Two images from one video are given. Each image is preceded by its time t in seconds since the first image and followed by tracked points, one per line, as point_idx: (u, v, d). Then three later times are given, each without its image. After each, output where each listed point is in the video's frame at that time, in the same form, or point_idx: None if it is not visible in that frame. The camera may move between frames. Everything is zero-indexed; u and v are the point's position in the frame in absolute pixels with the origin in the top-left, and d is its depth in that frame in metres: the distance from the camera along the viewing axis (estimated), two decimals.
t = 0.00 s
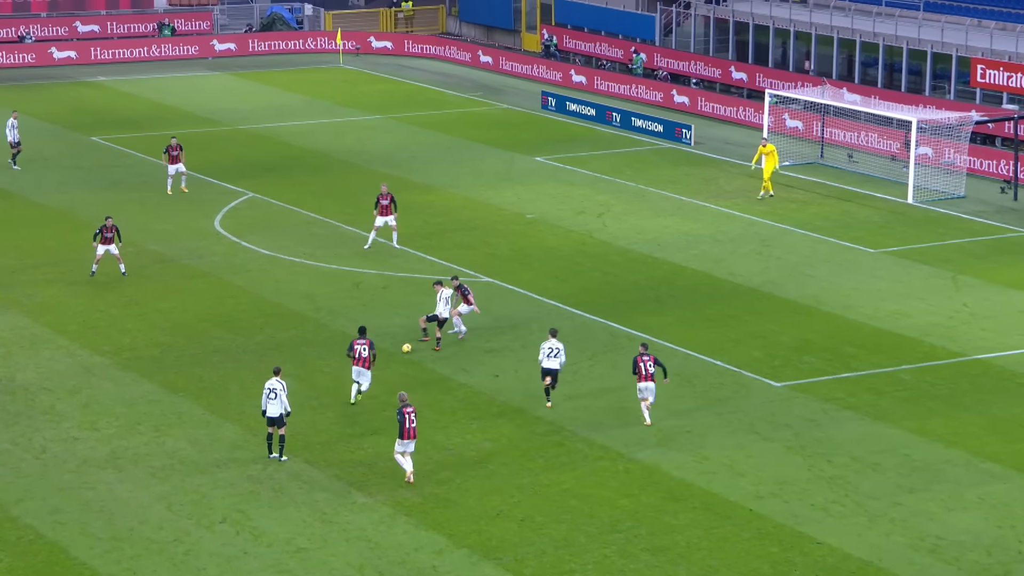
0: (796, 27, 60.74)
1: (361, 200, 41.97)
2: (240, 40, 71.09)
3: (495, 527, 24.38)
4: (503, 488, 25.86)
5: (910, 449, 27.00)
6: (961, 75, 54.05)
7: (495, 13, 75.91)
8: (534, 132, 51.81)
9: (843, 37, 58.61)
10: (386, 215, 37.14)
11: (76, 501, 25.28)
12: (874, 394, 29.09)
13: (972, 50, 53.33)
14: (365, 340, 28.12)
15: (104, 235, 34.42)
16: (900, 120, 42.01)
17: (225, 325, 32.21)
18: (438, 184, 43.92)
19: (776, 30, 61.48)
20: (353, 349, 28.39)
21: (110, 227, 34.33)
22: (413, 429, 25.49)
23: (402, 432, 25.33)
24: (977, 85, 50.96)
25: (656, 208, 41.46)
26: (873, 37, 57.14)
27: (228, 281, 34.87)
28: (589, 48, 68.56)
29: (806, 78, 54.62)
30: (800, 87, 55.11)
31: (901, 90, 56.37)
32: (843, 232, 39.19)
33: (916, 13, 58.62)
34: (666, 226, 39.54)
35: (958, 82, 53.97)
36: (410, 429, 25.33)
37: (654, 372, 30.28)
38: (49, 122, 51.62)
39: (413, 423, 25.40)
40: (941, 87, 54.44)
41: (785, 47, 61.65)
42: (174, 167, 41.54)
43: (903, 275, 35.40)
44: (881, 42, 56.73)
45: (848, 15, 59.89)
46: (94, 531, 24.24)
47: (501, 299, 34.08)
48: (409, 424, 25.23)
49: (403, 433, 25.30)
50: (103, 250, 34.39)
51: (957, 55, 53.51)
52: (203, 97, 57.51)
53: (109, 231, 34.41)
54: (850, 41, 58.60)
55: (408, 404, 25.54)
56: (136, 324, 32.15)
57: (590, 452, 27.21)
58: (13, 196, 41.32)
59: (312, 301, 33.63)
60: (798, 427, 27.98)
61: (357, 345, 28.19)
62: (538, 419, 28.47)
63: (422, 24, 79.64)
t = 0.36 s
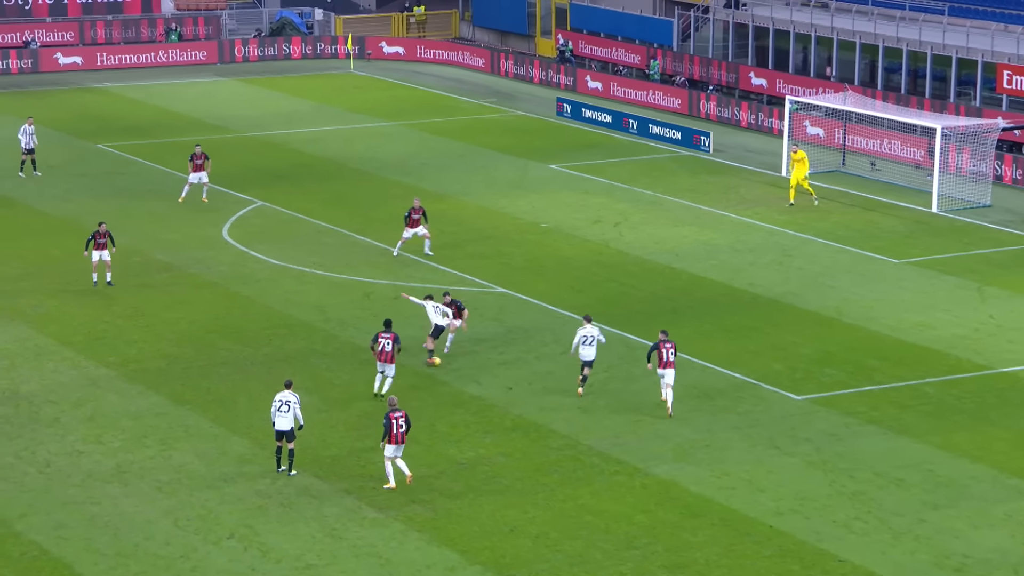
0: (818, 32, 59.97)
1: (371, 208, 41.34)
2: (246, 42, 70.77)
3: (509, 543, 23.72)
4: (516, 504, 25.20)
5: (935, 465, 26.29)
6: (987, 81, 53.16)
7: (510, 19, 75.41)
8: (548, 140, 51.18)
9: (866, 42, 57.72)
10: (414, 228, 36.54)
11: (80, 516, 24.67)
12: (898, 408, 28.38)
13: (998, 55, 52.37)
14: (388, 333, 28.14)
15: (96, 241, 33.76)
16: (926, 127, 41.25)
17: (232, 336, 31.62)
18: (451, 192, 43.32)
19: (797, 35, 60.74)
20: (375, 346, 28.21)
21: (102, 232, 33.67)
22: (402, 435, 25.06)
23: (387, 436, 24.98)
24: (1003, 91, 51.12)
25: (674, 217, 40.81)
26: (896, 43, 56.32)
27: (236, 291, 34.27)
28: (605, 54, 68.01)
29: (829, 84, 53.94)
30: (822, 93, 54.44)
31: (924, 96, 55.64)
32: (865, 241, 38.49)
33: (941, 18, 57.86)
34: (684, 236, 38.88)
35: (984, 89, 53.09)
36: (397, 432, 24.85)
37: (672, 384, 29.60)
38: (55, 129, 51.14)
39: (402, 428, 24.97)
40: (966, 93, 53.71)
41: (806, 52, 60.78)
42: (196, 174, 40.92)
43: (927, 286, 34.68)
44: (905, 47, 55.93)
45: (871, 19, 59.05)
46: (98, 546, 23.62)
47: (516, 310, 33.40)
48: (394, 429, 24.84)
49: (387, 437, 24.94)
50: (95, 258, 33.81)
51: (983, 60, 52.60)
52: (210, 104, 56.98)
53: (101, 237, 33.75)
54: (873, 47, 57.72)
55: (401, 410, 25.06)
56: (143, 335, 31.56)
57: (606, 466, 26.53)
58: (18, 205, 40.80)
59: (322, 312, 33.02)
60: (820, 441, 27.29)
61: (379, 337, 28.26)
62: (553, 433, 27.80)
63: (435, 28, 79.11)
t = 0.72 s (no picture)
0: (828, 36, 59.03)
1: (369, 217, 40.67)
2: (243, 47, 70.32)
3: (509, 560, 23.03)
4: (517, 519, 24.52)
5: (946, 480, 25.58)
6: (1000, 86, 52.40)
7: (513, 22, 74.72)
8: (550, 146, 50.51)
9: (877, 46, 56.90)
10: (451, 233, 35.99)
11: (69, 532, 23.98)
12: (908, 421, 27.69)
13: (1012, 59, 51.65)
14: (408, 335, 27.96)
15: (79, 249, 33.20)
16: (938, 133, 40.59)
17: (227, 347, 30.96)
18: (451, 200, 42.66)
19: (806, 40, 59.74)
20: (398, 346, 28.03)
21: (83, 240, 33.09)
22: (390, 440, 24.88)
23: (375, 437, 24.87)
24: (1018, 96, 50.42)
25: (679, 225, 40.13)
26: (908, 47, 55.50)
27: (230, 301, 33.62)
28: (608, 59, 67.26)
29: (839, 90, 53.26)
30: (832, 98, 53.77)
31: (936, 102, 54.86)
32: (874, 250, 37.79)
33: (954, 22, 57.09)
34: (689, 245, 38.19)
35: (997, 94, 52.37)
36: (386, 437, 24.76)
37: (677, 397, 28.92)
38: (48, 135, 50.50)
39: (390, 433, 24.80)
40: (979, 98, 52.95)
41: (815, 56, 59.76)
42: (208, 181, 40.35)
43: (938, 297, 33.98)
44: (917, 52, 55.10)
45: (881, 23, 58.20)
46: (87, 564, 22.93)
47: (517, 321, 32.73)
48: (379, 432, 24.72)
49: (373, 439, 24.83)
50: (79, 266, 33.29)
51: (996, 65, 51.88)
52: (207, 109, 56.33)
53: (83, 246, 33.22)
54: (884, 52, 56.93)
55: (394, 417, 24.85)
56: (135, 346, 30.92)
57: (610, 481, 25.84)
58: (9, 214, 40.15)
59: (319, 323, 32.35)
60: (829, 456, 26.59)
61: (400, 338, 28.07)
62: (555, 447, 27.12)
63: (436, 32, 78.31)
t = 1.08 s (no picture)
0: (806, 49, 58.40)
1: (340, 233, 40.07)
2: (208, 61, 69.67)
3: None
4: (490, 543, 23.92)
5: (928, 501, 25.07)
6: (982, 100, 52.06)
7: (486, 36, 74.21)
8: (524, 161, 49.99)
9: (857, 59, 56.46)
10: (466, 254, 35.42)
11: (29, 558, 23.24)
12: (889, 441, 27.20)
13: (993, 73, 51.34)
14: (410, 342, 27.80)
15: (41, 264, 32.68)
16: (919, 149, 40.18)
17: (193, 367, 30.31)
18: (422, 216, 42.09)
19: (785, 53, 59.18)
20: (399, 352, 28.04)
21: (47, 254, 32.64)
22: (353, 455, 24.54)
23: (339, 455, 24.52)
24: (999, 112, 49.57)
25: (655, 241, 39.64)
26: (888, 61, 55.08)
27: (197, 320, 32.97)
28: (583, 71, 66.53)
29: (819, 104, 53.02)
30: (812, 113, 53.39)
31: (917, 116, 54.47)
32: (854, 267, 37.35)
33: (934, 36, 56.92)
34: (664, 261, 37.69)
35: (978, 108, 51.97)
36: (348, 454, 24.35)
37: (653, 417, 28.39)
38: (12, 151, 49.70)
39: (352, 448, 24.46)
40: (960, 113, 52.72)
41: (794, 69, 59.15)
42: (195, 196, 40.09)
43: (919, 315, 33.53)
44: (897, 65, 54.69)
45: (861, 36, 57.82)
46: None
47: (490, 340, 32.16)
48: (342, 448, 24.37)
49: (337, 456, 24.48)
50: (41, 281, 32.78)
51: (977, 79, 51.58)
52: (176, 124, 55.65)
53: (46, 261, 32.73)
54: (864, 65, 56.48)
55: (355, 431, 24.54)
56: (99, 367, 30.24)
57: (585, 503, 25.25)
58: None
59: (288, 343, 31.73)
60: (808, 477, 26.06)
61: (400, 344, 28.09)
62: (530, 468, 26.54)
63: (406, 44, 77.38)
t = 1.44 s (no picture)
0: (757, 63, 57.56)
1: (283, 253, 39.32)
2: (143, 74, 68.54)
3: None
4: (434, 570, 23.17)
5: (882, 524, 24.47)
6: (935, 116, 51.22)
7: (432, 50, 73.12)
8: (471, 178, 49.34)
9: (808, 74, 55.66)
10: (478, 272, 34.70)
11: None
12: (842, 463, 26.67)
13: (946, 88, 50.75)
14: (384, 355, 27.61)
15: None
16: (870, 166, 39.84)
17: (129, 391, 29.50)
18: (366, 234, 41.39)
19: (735, 67, 58.41)
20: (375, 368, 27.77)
21: None
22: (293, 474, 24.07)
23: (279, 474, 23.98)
24: (952, 126, 48.33)
25: (605, 260, 39.06)
26: (840, 75, 54.31)
27: (133, 342, 32.18)
28: (531, 87, 65.39)
29: (772, 120, 52.60)
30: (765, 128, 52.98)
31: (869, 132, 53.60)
32: (807, 286, 36.89)
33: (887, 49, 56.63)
34: (614, 280, 37.11)
35: (931, 124, 51.17)
36: (288, 471, 23.90)
37: (602, 440, 27.76)
38: None
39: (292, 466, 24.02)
40: (913, 128, 51.80)
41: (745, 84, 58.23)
42: (163, 216, 39.81)
43: (874, 334, 33.08)
44: (848, 80, 53.95)
45: (812, 51, 57.17)
46: None
47: (435, 361, 31.48)
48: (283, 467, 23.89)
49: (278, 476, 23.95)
50: None
51: (929, 94, 50.86)
52: (118, 140, 54.78)
53: None
54: (815, 80, 55.65)
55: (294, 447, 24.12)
56: (31, 392, 29.38)
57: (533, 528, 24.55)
58: None
59: (227, 365, 30.96)
60: (761, 500, 25.46)
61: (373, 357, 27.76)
62: (476, 493, 25.83)
63: (348, 58, 76.04)
